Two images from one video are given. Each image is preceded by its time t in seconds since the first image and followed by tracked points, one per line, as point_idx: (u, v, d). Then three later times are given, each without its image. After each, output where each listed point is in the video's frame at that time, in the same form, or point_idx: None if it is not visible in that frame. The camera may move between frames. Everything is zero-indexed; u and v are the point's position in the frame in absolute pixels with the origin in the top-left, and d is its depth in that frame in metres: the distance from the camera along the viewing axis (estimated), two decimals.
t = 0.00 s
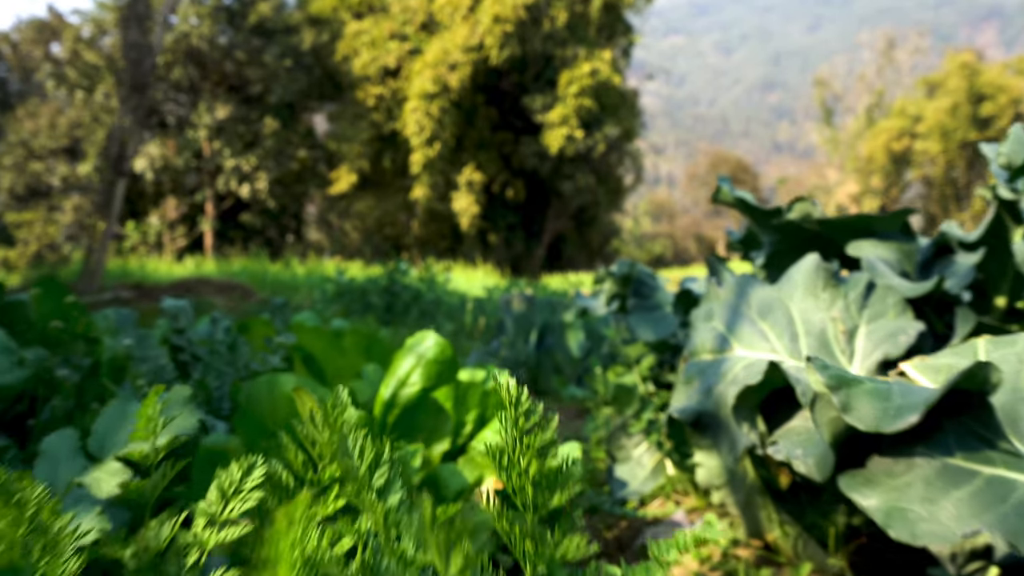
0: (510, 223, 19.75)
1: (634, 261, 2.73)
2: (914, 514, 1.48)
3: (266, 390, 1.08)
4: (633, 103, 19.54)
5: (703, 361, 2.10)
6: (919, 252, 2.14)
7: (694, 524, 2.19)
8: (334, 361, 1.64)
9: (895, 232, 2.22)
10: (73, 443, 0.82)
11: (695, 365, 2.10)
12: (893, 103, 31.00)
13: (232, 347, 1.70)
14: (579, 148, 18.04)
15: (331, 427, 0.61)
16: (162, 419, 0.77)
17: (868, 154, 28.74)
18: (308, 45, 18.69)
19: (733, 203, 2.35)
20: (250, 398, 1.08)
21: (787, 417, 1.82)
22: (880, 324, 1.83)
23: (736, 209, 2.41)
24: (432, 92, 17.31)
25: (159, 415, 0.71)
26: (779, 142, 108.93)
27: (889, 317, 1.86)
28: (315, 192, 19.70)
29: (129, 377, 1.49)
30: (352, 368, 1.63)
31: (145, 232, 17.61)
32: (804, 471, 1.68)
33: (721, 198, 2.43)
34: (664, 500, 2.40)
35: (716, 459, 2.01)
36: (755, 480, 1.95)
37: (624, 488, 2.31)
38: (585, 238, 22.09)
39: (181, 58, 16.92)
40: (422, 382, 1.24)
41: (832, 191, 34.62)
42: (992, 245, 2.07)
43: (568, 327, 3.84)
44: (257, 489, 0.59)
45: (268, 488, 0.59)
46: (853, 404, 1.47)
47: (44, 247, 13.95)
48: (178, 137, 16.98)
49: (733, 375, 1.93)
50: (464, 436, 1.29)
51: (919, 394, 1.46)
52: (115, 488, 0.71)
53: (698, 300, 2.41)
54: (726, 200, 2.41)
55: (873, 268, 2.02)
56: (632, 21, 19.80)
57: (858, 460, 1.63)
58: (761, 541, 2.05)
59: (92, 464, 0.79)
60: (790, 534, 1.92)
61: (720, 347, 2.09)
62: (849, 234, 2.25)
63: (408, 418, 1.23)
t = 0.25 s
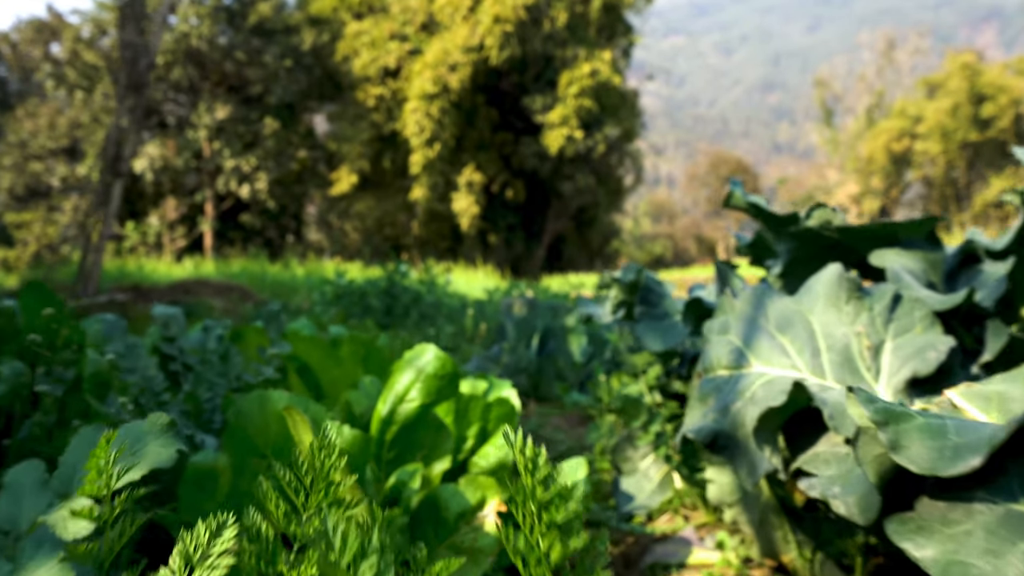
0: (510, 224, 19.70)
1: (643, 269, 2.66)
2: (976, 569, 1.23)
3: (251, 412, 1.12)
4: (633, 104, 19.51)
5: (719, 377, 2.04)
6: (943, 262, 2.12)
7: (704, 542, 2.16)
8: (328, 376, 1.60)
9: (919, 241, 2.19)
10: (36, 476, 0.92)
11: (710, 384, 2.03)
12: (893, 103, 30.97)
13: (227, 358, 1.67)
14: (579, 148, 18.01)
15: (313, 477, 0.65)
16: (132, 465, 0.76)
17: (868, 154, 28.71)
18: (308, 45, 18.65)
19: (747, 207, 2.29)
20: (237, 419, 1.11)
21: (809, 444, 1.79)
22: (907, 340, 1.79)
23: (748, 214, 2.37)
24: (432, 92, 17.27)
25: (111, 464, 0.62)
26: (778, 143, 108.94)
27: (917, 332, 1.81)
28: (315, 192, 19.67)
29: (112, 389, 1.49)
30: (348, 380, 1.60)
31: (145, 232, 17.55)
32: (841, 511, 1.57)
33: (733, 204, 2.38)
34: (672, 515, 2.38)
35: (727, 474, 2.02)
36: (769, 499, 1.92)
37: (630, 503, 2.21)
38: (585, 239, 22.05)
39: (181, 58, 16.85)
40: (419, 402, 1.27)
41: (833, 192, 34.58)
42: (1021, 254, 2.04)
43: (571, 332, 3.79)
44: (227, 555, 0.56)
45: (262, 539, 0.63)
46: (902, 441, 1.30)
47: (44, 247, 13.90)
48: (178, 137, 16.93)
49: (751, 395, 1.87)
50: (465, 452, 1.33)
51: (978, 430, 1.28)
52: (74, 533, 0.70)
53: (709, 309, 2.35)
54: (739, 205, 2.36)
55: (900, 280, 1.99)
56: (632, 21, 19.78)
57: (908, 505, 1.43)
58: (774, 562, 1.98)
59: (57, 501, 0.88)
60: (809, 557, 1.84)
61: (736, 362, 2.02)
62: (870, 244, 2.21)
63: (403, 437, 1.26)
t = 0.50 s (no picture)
0: (510, 225, 19.62)
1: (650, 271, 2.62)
2: None
3: (250, 416, 1.13)
4: (633, 104, 19.49)
5: (733, 383, 1.99)
6: (965, 264, 2.09)
7: (713, 550, 2.12)
8: (328, 381, 1.58)
9: (940, 242, 2.16)
10: (21, 491, 1.01)
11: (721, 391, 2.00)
12: (893, 104, 30.94)
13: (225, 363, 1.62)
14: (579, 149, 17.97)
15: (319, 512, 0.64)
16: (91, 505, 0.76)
17: (868, 155, 28.67)
18: (308, 46, 18.61)
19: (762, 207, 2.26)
20: (235, 425, 1.13)
21: (832, 454, 1.75)
22: (929, 346, 1.75)
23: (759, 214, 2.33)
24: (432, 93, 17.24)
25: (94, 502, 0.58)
26: (778, 143, 109.00)
27: (940, 337, 1.77)
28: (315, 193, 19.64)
29: (106, 394, 1.60)
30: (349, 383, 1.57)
31: (145, 233, 17.52)
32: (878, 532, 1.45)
33: (745, 204, 2.34)
34: (679, 522, 2.32)
35: (738, 482, 1.92)
36: (782, 507, 1.88)
37: (637, 509, 2.18)
38: (585, 239, 22.03)
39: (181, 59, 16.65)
40: (421, 408, 1.26)
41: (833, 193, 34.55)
42: None
43: (574, 334, 3.79)
44: None
45: (271, 537, 0.59)
46: (946, 461, 1.09)
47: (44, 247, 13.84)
48: (178, 138, 16.82)
49: (767, 402, 1.82)
50: (468, 459, 1.40)
51: None
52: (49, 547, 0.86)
53: (718, 312, 2.31)
54: (752, 205, 2.32)
55: (918, 282, 1.96)
56: (632, 22, 19.75)
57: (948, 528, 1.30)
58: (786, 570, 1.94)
59: (44, 518, 0.98)
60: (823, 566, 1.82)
61: (751, 368, 1.97)
62: (888, 246, 2.18)
63: (404, 445, 1.27)
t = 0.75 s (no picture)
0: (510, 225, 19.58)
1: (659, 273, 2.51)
2: None
3: (254, 422, 1.20)
4: (633, 105, 19.46)
5: (749, 389, 1.99)
6: (987, 265, 2.07)
7: (723, 558, 2.07)
8: (329, 385, 1.55)
9: (962, 242, 2.13)
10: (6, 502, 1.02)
11: (735, 395, 2.01)
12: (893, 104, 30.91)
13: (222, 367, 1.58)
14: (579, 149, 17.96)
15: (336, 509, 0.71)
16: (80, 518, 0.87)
17: (868, 155, 28.64)
18: (308, 46, 18.57)
19: (772, 207, 2.25)
20: (239, 431, 1.20)
21: (856, 462, 1.71)
22: (954, 350, 1.77)
23: (770, 214, 2.32)
24: (432, 94, 17.24)
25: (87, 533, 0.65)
26: (778, 144, 108.96)
27: (964, 341, 1.78)
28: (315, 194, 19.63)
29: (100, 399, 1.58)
30: (352, 385, 1.54)
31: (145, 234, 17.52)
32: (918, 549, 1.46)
33: (755, 203, 2.33)
34: (687, 528, 2.28)
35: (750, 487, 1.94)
36: (796, 515, 1.84)
37: (644, 515, 2.14)
38: (585, 240, 22.00)
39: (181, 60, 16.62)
40: (426, 415, 1.32)
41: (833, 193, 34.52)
42: None
43: (577, 335, 3.81)
44: None
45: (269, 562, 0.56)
46: (998, 474, 1.23)
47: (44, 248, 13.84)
48: (178, 139, 16.82)
49: (785, 408, 1.84)
50: (473, 465, 1.44)
51: None
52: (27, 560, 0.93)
53: (729, 314, 2.26)
54: (762, 204, 2.31)
55: (941, 283, 1.94)
56: (632, 22, 19.72)
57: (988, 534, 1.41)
58: None
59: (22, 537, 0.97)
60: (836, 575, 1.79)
61: (768, 373, 1.98)
62: (910, 246, 2.16)
63: (409, 450, 1.33)
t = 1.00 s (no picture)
0: (510, 225, 19.54)
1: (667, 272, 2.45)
2: None
3: (251, 425, 1.16)
4: (633, 105, 19.42)
5: (768, 390, 1.91)
6: (1013, 262, 1.99)
7: (734, 562, 2.04)
8: (330, 387, 1.52)
9: (987, 237, 2.06)
10: None
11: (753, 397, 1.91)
12: (893, 105, 30.86)
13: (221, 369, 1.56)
14: (579, 150, 17.90)
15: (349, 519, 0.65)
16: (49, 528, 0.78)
17: (868, 155, 28.59)
18: (308, 46, 18.52)
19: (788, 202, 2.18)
20: (234, 437, 1.16)
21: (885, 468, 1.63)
22: (982, 348, 1.67)
23: (784, 209, 2.27)
24: (432, 95, 17.18)
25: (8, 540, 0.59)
26: (778, 144, 108.92)
27: (992, 340, 1.68)
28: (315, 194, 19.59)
29: (93, 400, 1.52)
30: (355, 386, 1.51)
31: (146, 235, 17.52)
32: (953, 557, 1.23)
33: (768, 198, 2.26)
34: (697, 532, 2.24)
35: (763, 492, 1.92)
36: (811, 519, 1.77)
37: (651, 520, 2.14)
38: (585, 240, 21.96)
39: (182, 61, 16.68)
40: (431, 417, 1.28)
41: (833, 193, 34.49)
42: None
43: (579, 335, 3.79)
44: None
45: None
46: None
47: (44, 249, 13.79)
48: (178, 139, 16.89)
49: (807, 410, 1.75)
50: (479, 468, 1.42)
51: None
52: None
53: (740, 314, 2.16)
54: (775, 199, 2.24)
55: (968, 281, 1.86)
56: (632, 23, 19.68)
57: None
58: None
59: None
60: None
61: (788, 373, 1.90)
62: (933, 242, 2.08)
63: (413, 453, 1.29)
